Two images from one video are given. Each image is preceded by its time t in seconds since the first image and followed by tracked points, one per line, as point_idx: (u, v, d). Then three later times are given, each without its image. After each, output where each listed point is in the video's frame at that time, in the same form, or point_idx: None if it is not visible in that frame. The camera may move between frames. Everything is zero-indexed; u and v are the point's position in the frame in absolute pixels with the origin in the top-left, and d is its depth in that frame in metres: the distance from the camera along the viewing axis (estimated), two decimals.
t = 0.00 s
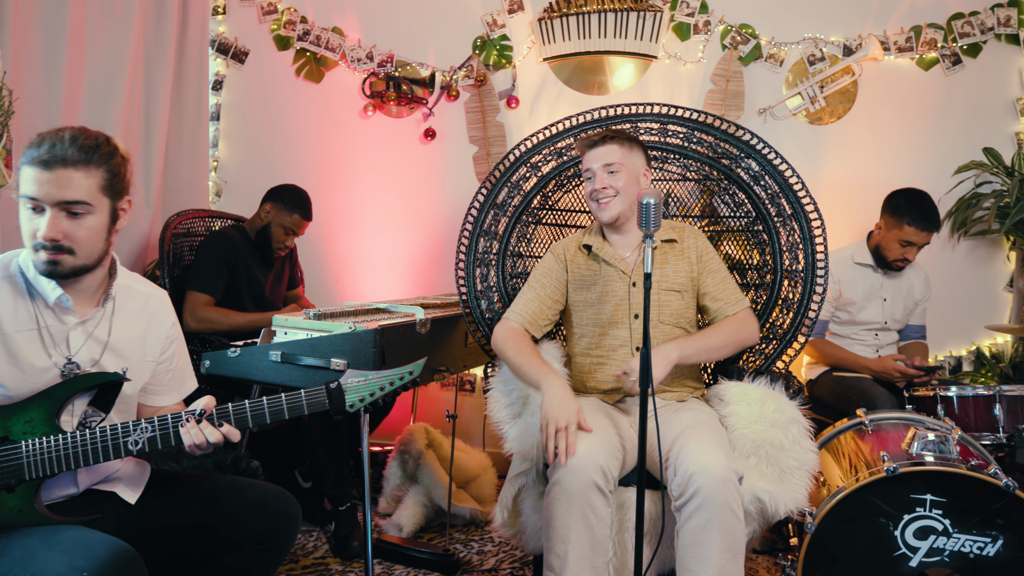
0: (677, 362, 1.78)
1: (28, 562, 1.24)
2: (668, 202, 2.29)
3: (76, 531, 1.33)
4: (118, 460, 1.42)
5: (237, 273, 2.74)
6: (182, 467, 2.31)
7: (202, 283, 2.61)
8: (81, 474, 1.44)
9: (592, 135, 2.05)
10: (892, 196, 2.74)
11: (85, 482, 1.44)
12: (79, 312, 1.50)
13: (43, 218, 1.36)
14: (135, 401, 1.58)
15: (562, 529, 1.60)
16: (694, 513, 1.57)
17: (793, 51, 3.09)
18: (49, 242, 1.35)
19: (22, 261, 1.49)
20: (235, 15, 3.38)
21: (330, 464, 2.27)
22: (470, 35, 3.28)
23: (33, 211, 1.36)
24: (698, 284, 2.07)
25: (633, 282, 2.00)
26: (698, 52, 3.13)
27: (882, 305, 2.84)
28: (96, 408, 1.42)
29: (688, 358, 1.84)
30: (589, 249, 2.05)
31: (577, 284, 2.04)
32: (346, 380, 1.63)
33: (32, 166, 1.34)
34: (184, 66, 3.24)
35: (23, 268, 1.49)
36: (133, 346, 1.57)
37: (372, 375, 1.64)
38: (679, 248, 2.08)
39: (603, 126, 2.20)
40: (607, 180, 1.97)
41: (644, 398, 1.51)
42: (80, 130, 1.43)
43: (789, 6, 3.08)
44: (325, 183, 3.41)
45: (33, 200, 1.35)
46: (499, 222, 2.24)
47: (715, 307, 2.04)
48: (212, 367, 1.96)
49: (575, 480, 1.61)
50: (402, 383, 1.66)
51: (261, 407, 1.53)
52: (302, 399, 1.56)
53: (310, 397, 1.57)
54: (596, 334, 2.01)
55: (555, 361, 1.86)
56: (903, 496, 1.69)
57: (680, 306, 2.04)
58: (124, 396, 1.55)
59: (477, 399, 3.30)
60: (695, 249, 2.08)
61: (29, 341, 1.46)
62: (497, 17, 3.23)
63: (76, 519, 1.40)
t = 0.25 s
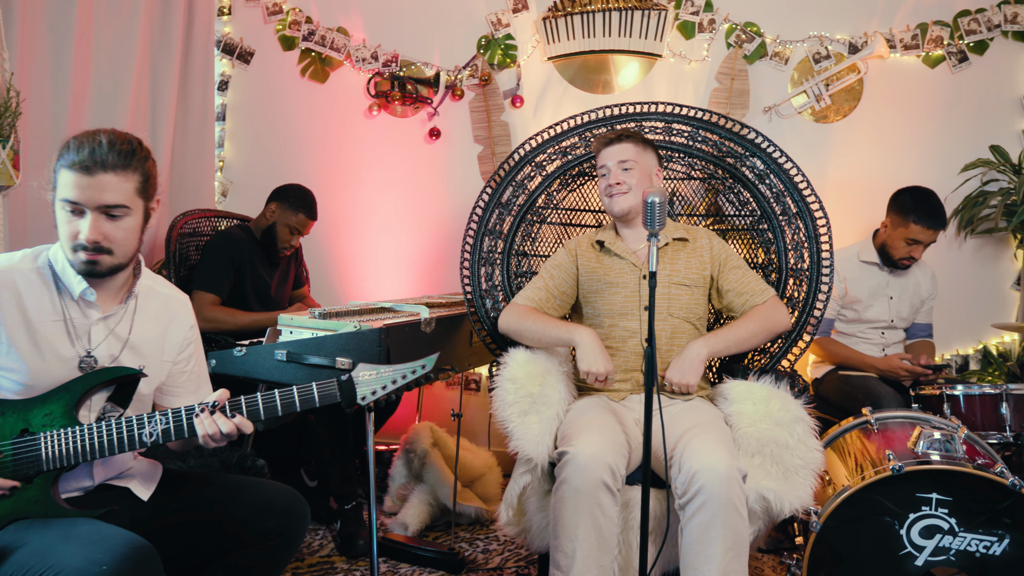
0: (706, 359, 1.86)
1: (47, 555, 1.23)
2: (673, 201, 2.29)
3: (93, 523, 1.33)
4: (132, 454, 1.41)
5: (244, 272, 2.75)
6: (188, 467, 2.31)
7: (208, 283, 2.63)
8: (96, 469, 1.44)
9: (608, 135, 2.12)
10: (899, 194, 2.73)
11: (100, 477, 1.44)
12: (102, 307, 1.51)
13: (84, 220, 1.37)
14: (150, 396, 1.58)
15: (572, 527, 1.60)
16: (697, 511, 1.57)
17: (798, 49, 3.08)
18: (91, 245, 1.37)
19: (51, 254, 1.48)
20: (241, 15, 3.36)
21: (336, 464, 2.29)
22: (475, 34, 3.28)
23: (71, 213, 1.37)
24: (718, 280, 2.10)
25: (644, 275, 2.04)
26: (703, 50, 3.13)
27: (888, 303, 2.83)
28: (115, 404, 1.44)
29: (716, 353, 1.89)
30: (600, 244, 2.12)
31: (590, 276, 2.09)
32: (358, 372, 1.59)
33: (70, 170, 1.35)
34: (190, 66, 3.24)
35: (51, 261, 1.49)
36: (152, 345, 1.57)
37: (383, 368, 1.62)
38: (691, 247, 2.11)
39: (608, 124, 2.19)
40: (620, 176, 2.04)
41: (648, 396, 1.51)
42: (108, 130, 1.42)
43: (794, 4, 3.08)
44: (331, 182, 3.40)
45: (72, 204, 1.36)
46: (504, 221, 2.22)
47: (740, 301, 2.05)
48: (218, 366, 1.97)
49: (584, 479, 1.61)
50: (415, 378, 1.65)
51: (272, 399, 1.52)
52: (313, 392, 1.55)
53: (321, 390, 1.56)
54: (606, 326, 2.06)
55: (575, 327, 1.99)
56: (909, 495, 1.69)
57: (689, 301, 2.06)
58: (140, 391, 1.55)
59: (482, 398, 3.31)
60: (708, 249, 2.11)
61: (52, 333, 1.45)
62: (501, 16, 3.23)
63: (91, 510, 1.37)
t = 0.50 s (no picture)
0: (719, 354, 1.88)
1: (59, 551, 1.23)
2: (678, 200, 2.28)
3: (102, 519, 1.33)
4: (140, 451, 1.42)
5: (248, 272, 2.76)
6: (193, 466, 2.32)
7: (213, 283, 2.64)
8: (106, 467, 1.47)
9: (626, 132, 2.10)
10: (903, 192, 2.72)
11: (110, 474, 1.47)
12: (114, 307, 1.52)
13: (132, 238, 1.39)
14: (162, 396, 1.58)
15: (579, 525, 1.60)
16: (699, 509, 1.57)
17: (801, 47, 3.07)
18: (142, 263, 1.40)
19: (64, 255, 1.49)
20: (245, 15, 3.36)
21: (340, 463, 2.29)
22: (478, 33, 3.29)
23: (110, 233, 1.37)
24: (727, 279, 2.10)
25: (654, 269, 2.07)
26: (706, 49, 3.12)
27: (893, 301, 2.83)
28: (127, 404, 1.45)
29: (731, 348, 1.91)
30: (611, 240, 2.15)
31: (600, 271, 2.11)
32: (367, 374, 1.57)
33: (111, 194, 1.34)
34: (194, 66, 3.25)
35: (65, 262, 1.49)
36: (163, 345, 1.57)
37: (391, 369, 1.59)
38: (700, 246, 2.12)
39: (611, 124, 2.20)
40: (639, 175, 2.02)
41: (652, 393, 1.51)
42: (122, 141, 1.39)
43: (798, 2, 3.07)
44: (334, 182, 3.40)
45: (113, 226, 1.36)
46: (507, 220, 2.22)
47: (750, 299, 2.05)
48: (222, 366, 1.97)
49: (593, 477, 1.62)
50: (423, 380, 1.62)
51: (281, 398, 1.49)
52: (322, 391, 1.52)
53: (330, 389, 1.53)
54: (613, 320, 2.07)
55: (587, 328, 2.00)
56: (913, 493, 1.69)
57: (698, 298, 2.06)
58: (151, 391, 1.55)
59: (486, 397, 3.31)
60: (716, 249, 2.12)
61: (65, 333, 1.46)
62: (504, 15, 3.23)
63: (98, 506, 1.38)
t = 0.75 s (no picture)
0: (727, 347, 1.86)
1: (61, 551, 1.24)
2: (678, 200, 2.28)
3: (104, 520, 1.34)
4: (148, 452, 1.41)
5: (248, 272, 2.76)
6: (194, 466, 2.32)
7: (214, 283, 2.65)
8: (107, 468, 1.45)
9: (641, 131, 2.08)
10: (905, 192, 2.72)
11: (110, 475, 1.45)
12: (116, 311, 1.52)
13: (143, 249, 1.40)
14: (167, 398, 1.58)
15: (581, 525, 1.61)
16: (694, 508, 1.58)
17: (801, 46, 3.07)
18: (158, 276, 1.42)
19: (64, 259, 1.48)
20: (245, 15, 3.36)
21: (341, 463, 2.28)
22: (478, 33, 3.29)
23: (124, 246, 1.38)
24: (729, 280, 2.11)
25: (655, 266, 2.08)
26: (706, 49, 3.12)
27: (894, 301, 2.83)
28: (131, 403, 1.45)
29: (736, 344, 1.90)
30: (615, 239, 2.15)
31: (602, 270, 2.11)
32: (370, 369, 1.56)
33: (127, 210, 1.35)
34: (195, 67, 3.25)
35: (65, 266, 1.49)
36: (165, 345, 1.58)
37: (395, 365, 1.58)
38: (702, 247, 2.13)
39: (612, 123, 2.20)
40: (654, 174, 2.02)
41: (652, 393, 1.51)
42: (130, 151, 1.39)
43: (798, 1, 3.07)
44: (334, 182, 3.40)
45: (127, 240, 1.37)
46: (507, 220, 2.21)
47: (754, 299, 2.06)
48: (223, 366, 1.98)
49: (597, 478, 1.62)
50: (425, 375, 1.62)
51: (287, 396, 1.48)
52: (327, 388, 1.51)
53: (336, 385, 1.51)
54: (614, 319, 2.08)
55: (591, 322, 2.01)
56: (914, 493, 1.68)
57: (700, 298, 2.06)
58: (156, 393, 1.54)
59: (486, 396, 3.31)
60: (718, 249, 2.13)
61: (69, 338, 1.45)
62: (505, 15, 3.23)
63: (104, 507, 1.38)
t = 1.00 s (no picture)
0: (706, 366, 1.87)
1: (56, 553, 1.23)
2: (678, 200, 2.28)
3: (102, 521, 1.33)
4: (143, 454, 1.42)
5: (248, 272, 2.76)
6: (194, 466, 2.32)
7: (214, 283, 2.64)
8: (106, 469, 1.46)
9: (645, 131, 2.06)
10: (905, 193, 2.72)
11: (110, 476, 1.46)
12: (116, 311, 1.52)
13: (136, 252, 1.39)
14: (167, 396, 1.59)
15: (580, 526, 1.60)
16: (694, 508, 1.58)
17: (801, 47, 3.07)
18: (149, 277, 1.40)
19: (63, 258, 1.48)
20: (244, 15, 3.36)
21: (340, 463, 2.28)
22: (478, 33, 3.29)
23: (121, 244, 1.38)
24: (728, 283, 2.11)
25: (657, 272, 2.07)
26: (706, 49, 3.12)
27: (893, 301, 2.83)
28: (128, 404, 1.45)
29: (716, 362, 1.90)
30: (617, 240, 2.14)
31: (603, 273, 2.10)
32: (370, 378, 1.58)
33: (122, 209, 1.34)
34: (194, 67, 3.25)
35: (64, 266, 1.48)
36: (165, 346, 1.58)
37: (396, 373, 1.60)
38: (705, 249, 2.12)
39: (611, 123, 2.20)
40: (656, 174, 2.01)
41: (651, 394, 1.51)
42: (133, 152, 1.39)
43: (797, 2, 3.07)
44: (334, 182, 3.40)
45: (121, 238, 1.36)
46: (507, 220, 2.21)
47: (745, 309, 2.07)
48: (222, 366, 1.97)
49: (596, 477, 1.62)
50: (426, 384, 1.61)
51: (285, 403, 1.50)
52: (325, 396, 1.54)
53: (334, 393, 1.54)
54: (612, 322, 2.08)
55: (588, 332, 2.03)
56: (913, 493, 1.68)
57: (701, 302, 2.06)
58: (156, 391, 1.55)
59: (486, 396, 3.31)
60: (720, 252, 2.12)
61: (68, 338, 1.45)
62: (504, 15, 3.23)
63: (99, 510, 1.38)
